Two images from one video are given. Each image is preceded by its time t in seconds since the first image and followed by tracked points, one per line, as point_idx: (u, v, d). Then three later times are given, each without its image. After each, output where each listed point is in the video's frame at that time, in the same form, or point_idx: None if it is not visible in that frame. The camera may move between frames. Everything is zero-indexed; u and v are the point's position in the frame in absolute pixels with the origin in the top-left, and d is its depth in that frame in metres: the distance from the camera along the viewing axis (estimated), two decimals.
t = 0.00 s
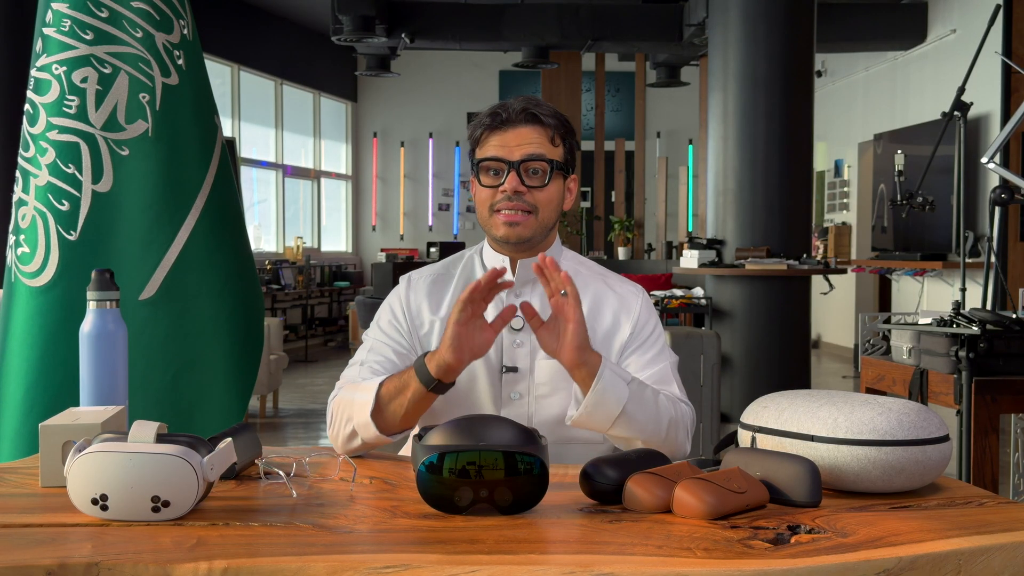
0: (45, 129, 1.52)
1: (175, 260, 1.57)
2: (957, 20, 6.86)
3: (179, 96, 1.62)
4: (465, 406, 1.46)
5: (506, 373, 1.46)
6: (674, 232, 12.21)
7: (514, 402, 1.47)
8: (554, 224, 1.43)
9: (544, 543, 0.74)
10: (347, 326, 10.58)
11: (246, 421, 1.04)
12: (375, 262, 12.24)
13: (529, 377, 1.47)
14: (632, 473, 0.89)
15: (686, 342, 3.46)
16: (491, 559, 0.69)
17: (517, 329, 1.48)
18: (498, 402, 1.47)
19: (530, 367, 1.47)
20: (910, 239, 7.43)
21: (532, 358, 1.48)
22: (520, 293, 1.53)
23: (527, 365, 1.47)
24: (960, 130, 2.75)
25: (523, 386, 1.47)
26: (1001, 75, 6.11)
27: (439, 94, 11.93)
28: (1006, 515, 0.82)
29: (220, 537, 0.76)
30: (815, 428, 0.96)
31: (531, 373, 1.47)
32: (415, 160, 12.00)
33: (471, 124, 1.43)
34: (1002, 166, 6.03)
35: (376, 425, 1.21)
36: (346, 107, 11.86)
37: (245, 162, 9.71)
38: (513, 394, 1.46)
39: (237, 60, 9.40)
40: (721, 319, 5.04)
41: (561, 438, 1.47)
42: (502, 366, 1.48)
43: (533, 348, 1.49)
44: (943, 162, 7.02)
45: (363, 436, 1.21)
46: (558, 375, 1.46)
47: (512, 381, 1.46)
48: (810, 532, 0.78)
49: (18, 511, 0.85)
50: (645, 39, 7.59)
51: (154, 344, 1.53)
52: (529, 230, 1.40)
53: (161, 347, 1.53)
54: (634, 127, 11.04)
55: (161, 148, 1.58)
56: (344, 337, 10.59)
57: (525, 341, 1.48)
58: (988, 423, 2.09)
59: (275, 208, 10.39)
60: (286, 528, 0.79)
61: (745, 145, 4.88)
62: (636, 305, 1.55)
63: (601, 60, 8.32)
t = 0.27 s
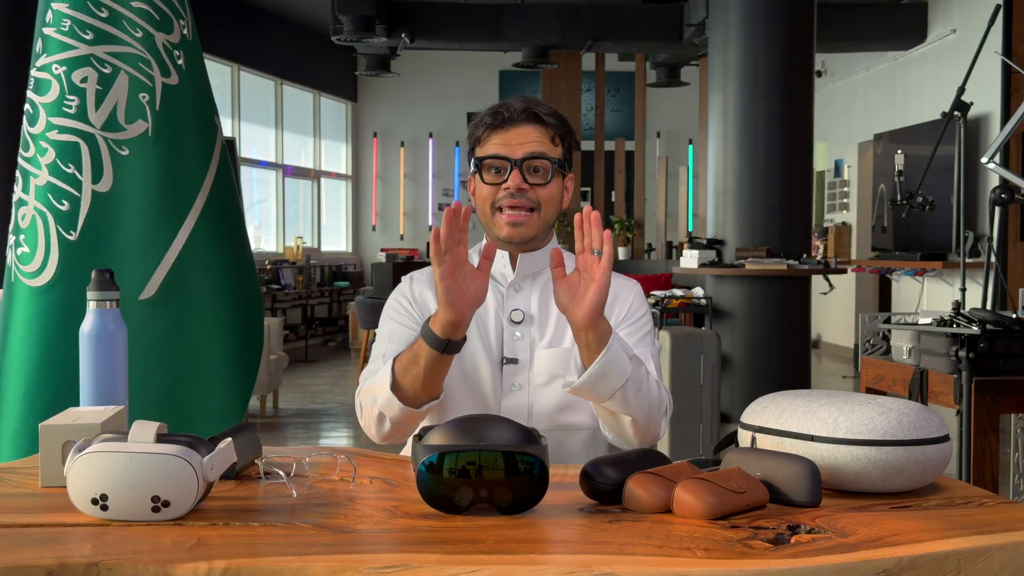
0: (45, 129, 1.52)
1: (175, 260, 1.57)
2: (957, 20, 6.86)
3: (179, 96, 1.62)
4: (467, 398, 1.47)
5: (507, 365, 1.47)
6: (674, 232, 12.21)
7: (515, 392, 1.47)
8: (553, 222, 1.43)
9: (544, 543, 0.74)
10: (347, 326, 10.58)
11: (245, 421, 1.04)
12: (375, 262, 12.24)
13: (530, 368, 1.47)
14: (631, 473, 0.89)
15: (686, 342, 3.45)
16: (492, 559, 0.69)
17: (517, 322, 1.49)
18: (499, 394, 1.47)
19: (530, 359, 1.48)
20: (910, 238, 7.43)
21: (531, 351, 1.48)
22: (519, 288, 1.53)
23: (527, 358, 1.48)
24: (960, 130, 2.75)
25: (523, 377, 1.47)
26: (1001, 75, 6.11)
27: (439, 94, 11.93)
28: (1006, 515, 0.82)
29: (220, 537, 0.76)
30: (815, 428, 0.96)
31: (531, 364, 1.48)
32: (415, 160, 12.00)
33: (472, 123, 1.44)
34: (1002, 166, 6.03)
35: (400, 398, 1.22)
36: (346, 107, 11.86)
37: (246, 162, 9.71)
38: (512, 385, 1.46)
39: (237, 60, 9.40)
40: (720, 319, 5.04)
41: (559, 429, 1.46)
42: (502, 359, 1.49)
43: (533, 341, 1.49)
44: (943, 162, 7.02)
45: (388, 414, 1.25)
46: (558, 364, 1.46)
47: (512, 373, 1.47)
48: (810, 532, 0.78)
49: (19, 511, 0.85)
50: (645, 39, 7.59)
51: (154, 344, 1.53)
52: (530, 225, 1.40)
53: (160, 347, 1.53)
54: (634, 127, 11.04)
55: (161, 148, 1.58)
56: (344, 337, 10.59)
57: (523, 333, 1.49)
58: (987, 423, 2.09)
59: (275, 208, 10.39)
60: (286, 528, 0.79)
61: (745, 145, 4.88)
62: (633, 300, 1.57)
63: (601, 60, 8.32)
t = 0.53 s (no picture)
0: (45, 129, 1.52)
1: (176, 260, 1.57)
2: (957, 20, 6.86)
3: (179, 96, 1.62)
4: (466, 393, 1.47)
5: (505, 361, 1.48)
6: (674, 232, 12.21)
7: (514, 387, 1.47)
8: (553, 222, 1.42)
9: (543, 542, 0.74)
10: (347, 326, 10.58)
11: (245, 421, 1.04)
12: (375, 261, 12.25)
13: (528, 364, 1.48)
14: (632, 473, 0.89)
15: (686, 342, 3.45)
16: (492, 559, 0.69)
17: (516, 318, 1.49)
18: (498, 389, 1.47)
19: (528, 355, 1.49)
20: (910, 238, 7.43)
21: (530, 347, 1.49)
22: (519, 286, 1.54)
23: (525, 354, 1.48)
24: (960, 130, 2.75)
25: (521, 373, 1.48)
26: (1001, 75, 6.11)
27: (440, 94, 11.93)
28: (1006, 515, 0.82)
29: (220, 537, 0.76)
30: (814, 428, 0.96)
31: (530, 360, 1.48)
32: (415, 160, 12.00)
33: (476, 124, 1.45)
34: (1002, 166, 6.03)
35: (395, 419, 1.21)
36: (346, 107, 11.86)
37: (246, 162, 9.71)
38: (511, 380, 1.47)
39: (237, 60, 9.39)
40: (720, 319, 5.04)
41: (557, 424, 1.46)
42: (501, 354, 1.49)
43: (531, 337, 1.50)
44: (943, 162, 7.03)
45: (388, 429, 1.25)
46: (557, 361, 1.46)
47: (511, 368, 1.47)
48: (810, 532, 0.78)
49: (19, 511, 0.85)
50: (645, 39, 7.59)
51: (154, 343, 1.53)
52: (531, 224, 1.40)
53: (160, 346, 1.53)
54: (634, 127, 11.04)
55: (161, 148, 1.58)
56: (344, 337, 10.60)
57: (522, 330, 1.50)
58: (987, 423, 2.09)
59: (275, 208, 10.38)
60: (286, 528, 0.79)
61: (745, 145, 4.88)
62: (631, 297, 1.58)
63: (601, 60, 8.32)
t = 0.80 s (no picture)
0: (45, 129, 1.52)
1: (175, 260, 1.57)
2: (957, 20, 6.86)
3: (178, 96, 1.62)
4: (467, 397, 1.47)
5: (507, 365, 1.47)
6: (674, 232, 12.22)
7: (515, 392, 1.47)
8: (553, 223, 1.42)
9: (543, 543, 0.74)
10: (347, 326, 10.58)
11: (245, 421, 1.04)
12: (375, 261, 12.24)
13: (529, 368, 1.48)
14: (631, 473, 0.89)
15: (687, 341, 3.45)
16: (492, 559, 0.69)
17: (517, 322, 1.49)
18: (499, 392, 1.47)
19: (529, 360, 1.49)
20: (910, 238, 7.43)
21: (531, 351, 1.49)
22: (520, 289, 1.55)
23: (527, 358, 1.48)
24: (959, 130, 2.75)
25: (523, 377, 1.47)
26: (1001, 75, 6.11)
27: (440, 94, 11.93)
28: (1006, 515, 0.82)
29: (220, 537, 0.76)
30: (815, 428, 0.96)
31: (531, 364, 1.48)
32: (415, 160, 12.00)
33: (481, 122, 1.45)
34: (1002, 166, 6.03)
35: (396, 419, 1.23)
36: (346, 107, 11.86)
37: (246, 162, 9.71)
38: (513, 384, 1.46)
39: (237, 60, 9.39)
40: (721, 319, 5.04)
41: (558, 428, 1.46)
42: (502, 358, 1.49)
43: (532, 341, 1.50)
44: (943, 162, 7.03)
45: (387, 430, 1.25)
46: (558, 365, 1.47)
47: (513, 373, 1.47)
48: (810, 532, 0.78)
49: (19, 511, 0.85)
50: (644, 39, 7.59)
51: (154, 343, 1.53)
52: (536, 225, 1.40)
53: (159, 347, 1.53)
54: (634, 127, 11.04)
55: (161, 149, 1.58)
56: (344, 337, 10.60)
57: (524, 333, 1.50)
58: (987, 423, 2.09)
59: (275, 208, 10.38)
60: (287, 528, 0.79)
61: (745, 145, 4.88)
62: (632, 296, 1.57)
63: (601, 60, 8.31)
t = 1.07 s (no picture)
0: (45, 129, 1.52)
1: (175, 261, 1.57)
2: (957, 20, 6.85)
3: (178, 96, 1.62)
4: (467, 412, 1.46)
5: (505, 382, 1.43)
6: (674, 232, 12.21)
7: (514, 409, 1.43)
8: (547, 236, 1.43)
9: (544, 542, 0.74)
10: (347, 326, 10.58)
11: (245, 421, 1.04)
12: (375, 261, 12.24)
13: (528, 385, 1.44)
14: (632, 472, 0.89)
15: (687, 341, 3.45)
16: (492, 559, 0.69)
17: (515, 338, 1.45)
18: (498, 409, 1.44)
19: (529, 376, 1.44)
20: (911, 238, 7.43)
21: (530, 367, 1.45)
22: (516, 302, 1.50)
23: (525, 374, 1.44)
24: (960, 130, 2.75)
25: (522, 394, 1.43)
26: (1001, 75, 6.11)
27: (439, 94, 11.93)
28: (1006, 515, 0.82)
29: (220, 537, 0.76)
30: (815, 428, 0.96)
31: (530, 381, 1.44)
32: (415, 160, 12.01)
33: (466, 134, 1.43)
34: (1002, 166, 6.03)
35: (428, 399, 1.17)
36: (346, 107, 11.86)
37: (246, 162, 9.70)
38: (511, 402, 1.43)
39: (237, 60, 9.39)
40: (720, 319, 5.04)
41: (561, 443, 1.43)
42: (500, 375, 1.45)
43: (530, 357, 1.46)
44: (944, 162, 7.03)
45: (416, 421, 1.18)
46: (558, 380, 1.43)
47: (511, 390, 1.43)
48: (810, 532, 0.78)
49: (19, 511, 0.85)
50: (644, 39, 7.60)
51: (155, 344, 1.53)
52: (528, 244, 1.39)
53: (160, 347, 1.53)
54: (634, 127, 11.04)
55: (161, 148, 1.58)
56: (344, 337, 10.60)
57: (522, 348, 1.45)
58: (987, 423, 2.09)
59: (275, 208, 10.38)
60: (286, 528, 0.79)
61: (745, 145, 4.88)
62: (628, 304, 1.56)
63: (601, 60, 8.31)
